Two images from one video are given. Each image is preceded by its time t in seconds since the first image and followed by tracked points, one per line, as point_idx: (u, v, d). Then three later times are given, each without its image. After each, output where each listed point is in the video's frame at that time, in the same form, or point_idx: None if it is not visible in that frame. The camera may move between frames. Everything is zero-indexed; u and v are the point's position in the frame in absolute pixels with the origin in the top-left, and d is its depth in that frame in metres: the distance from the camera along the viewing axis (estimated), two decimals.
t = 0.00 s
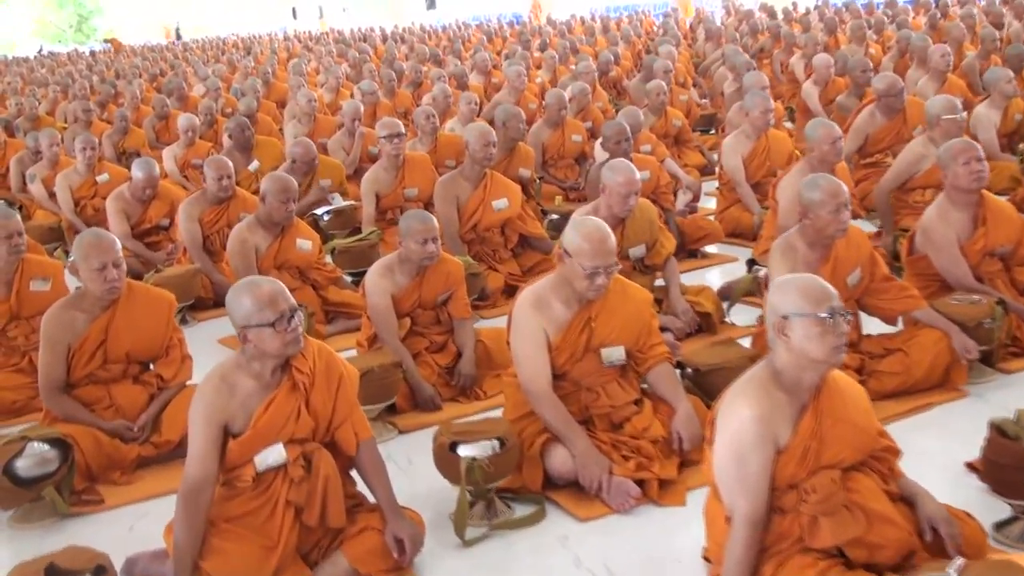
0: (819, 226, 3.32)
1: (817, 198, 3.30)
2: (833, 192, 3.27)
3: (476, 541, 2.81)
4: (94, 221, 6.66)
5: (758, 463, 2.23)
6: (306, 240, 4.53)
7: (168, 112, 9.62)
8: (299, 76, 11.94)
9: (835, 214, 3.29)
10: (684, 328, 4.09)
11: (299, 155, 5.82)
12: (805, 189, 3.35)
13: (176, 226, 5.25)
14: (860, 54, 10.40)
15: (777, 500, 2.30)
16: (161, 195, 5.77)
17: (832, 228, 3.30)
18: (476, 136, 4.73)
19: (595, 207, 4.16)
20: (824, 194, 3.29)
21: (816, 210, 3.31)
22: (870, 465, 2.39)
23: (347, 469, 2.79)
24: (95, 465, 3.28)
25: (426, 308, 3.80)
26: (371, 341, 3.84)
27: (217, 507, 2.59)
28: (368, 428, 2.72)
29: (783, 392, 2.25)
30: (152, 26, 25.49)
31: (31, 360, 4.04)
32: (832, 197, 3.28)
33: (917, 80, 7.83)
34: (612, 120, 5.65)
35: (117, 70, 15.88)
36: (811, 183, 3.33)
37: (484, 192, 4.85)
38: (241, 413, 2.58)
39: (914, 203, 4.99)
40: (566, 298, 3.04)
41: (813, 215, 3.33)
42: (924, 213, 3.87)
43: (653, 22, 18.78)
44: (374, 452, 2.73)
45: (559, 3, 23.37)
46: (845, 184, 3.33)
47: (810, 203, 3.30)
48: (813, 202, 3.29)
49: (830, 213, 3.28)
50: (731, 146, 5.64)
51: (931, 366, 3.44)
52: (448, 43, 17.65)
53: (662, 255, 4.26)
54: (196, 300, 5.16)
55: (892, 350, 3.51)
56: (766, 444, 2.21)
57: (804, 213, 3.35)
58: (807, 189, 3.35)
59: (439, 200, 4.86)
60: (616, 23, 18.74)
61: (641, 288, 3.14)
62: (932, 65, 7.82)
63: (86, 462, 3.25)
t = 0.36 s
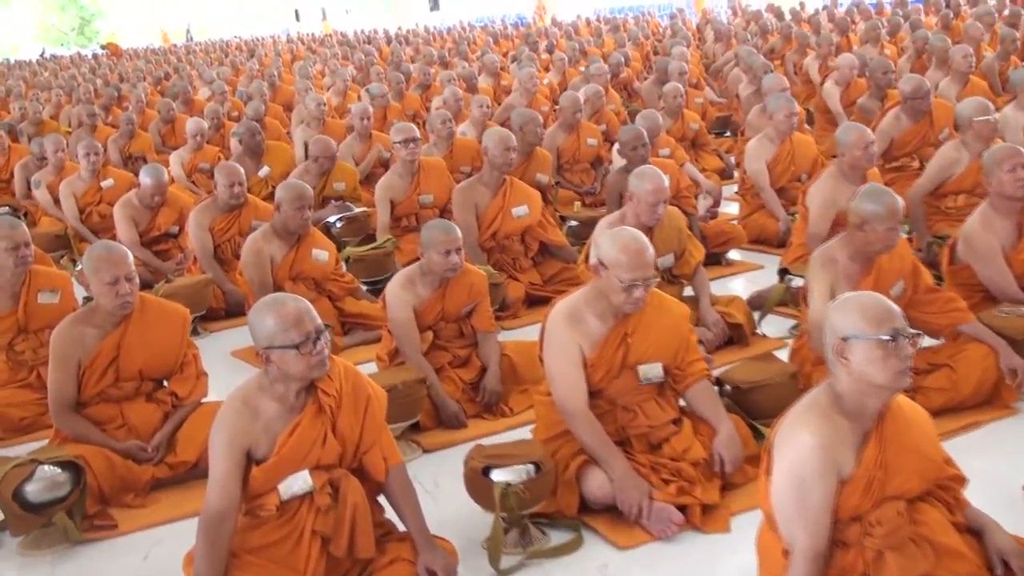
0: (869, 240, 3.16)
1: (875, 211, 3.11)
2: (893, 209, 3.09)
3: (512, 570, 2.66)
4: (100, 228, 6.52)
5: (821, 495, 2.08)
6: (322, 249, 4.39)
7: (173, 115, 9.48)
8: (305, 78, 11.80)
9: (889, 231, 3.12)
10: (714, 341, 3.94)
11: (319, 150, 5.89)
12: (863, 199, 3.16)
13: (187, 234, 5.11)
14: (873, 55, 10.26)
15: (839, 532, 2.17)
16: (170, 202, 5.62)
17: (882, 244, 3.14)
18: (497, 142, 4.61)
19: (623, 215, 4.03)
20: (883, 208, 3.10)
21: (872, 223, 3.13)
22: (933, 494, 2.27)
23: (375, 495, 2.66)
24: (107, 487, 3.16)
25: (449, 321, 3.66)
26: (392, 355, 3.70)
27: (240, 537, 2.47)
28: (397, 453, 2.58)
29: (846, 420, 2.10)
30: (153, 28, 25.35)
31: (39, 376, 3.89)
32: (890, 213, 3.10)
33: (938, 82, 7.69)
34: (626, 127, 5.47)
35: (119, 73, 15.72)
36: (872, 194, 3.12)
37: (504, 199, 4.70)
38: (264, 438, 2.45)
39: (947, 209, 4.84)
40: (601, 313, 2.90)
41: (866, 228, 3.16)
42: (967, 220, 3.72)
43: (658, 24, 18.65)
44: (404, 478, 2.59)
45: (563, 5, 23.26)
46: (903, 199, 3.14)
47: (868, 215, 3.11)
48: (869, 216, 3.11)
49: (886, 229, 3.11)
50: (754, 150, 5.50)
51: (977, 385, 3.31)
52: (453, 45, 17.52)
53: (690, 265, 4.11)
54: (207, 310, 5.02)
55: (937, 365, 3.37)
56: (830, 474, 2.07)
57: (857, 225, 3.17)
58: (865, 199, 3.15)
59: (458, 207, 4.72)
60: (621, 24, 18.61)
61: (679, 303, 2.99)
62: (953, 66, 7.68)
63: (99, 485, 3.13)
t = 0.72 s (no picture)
0: (926, 255, 3.04)
1: (936, 224, 3.00)
2: (953, 223, 2.98)
3: None
4: (109, 227, 6.38)
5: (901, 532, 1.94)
6: (343, 254, 4.25)
7: (181, 112, 9.33)
8: (314, 77, 11.66)
9: (948, 245, 3.01)
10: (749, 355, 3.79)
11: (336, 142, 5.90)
12: (922, 211, 3.04)
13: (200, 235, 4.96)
14: (892, 61, 10.11)
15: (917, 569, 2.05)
16: (183, 201, 5.48)
17: (941, 258, 3.02)
18: (524, 145, 4.48)
19: (657, 223, 3.91)
20: (943, 222, 2.99)
21: (931, 237, 3.01)
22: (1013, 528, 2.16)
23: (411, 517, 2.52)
24: (124, 502, 3.02)
25: (478, 331, 3.52)
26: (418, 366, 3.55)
27: (272, 561, 2.35)
28: (435, 474, 2.43)
29: (927, 449, 1.96)
30: (157, 25, 25.24)
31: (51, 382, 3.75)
32: (949, 227, 2.99)
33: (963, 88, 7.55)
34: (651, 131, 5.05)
35: (124, 69, 15.59)
36: (933, 206, 3.02)
37: (530, 204, 4.56)
38: (297, 457, 2.32)
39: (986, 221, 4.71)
40: (647, 326, 2.76)
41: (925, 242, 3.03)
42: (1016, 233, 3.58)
43: (667, 28, 18.54)
44: (443, 500, 2.45)
45: (570, 6, 23.11)
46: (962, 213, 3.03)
47: (930, 228, 3.00)
48: (930, 229, 3.00)
49: (945, 243, 3.00)
50: (784, 156, 5.36)
51: None
52: (461, 46, 17.38)
53: (726, 275, 3.96)
54: (222, 314, 4.88)
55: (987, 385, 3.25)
56: (910, 510, 1.92)
57: (915, 238, 3.05)
58: (925, 211, 3.04)
59: (481, 211, 4.57)
60: (630, 27, 18.47)
61: (727, 316, 2.84)
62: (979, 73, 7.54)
63: (115, 500, 3.00)
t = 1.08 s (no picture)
0: (972, 265, 2.89)
1: (982, 234, 2.84)
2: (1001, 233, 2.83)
3: None
4: (110, 228, 6.23)
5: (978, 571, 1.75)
6: (356, 260, 4.12)
7: (182, 111, 9.17)
8: (315, 75, 11.50)
9: (996, 256, 2.86)
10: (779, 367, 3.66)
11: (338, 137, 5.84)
12: (968, 219, 2.88)
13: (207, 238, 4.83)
14: (902, 62, 9.99)
15: None
16: (187, 203, 5.33)
17: (987, 270, 2.87)
18: (541, 147, 4.36)
19: (683, 229, 3.83)
20: (990, 231, 2.84)
21: (978, 247, 2.86)
22: None
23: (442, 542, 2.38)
24: (135, 522, 2.90)
25: (500, 341, 3.39)
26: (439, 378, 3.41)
27: None
28: (470, 498, 2.31)
29: (1005, 480, 1.78)
30: (154, 21, 25.04)
31: (54, 392, 3.61)
32: (998, 236, 2.84)
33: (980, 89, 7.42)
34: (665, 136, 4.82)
35: (121, 65, 15.41)
36: (979, 214, 2.85)
37: (547, 208, 4.42)
38: (325, 482, 2.19)
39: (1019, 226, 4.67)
40: (687, 342, 2.63)
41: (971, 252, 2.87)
42: None
43: (669, 27, 18.41)
44: (477, 525, 2.31)
45: (570, 5, 22.99)
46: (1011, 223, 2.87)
47: (975, 238, 2.84)
48: (976, 239, 2.84)
49: (992, 254, 2.84)
50: (804, 159, 5.23)
51: None
52: (461, 45, 17.24)
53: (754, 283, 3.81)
54: (230, 321, 4.74)
55: None
56: (991, 547, 1.74)
57: (961, 249, 2.88)
58: (970, 219, 2.88)
59: (498, 214, 4.44)
60: (631, 25, 18.32)
61: (770, 330, 2.71)
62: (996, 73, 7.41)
63: (126, 519, 2.87)
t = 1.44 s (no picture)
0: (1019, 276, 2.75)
1: None
2: None
3: None
4: (108, 230, 6.07)
5: None
6: (365, 266, 3.97)
7: (180, 111, 9.01)
8: (314, 74, 11.35)
9: None
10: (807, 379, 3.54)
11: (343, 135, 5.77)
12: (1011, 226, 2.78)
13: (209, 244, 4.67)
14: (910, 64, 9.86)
15: None
16: (188, 206, 5.19)
17: None
18: (556, 149, 4.21)
19: (705, 236, 3.70)
20: None
21: None
22: None
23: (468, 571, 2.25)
24: (138, 545, 2.76)
25: (518, 353, 3.25)
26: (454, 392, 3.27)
27: None
28: (499, 526, 2.18)
29: None
30: (149, 20, 24.85)
31: (52, 403, 3.45)
32: None
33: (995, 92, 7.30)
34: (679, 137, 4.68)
35: (116, 64, 15.24)
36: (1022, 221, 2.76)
37: (561, 213, 4.28)
38: (345, 510, 2.05)
39: None
40: (722, 358, 2.49)
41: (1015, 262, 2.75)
42: None
43: (669, 29, 18.30)
44: (506, 554, 2.18)
45: (567, 6, 22.87)
46: None
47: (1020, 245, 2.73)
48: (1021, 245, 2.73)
49: None
50: (823, 163, 5.10)
51: None
52: (460, 45, 17.10)
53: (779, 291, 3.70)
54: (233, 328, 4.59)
55: None
56: None
57: (1005, 258, 2.76)
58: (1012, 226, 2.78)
59: (510, 218, 4.30)
60: (631, 26, 18.18)
61: (810, 346, 2.58)
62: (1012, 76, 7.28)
63: (128, 542, 2.73)
